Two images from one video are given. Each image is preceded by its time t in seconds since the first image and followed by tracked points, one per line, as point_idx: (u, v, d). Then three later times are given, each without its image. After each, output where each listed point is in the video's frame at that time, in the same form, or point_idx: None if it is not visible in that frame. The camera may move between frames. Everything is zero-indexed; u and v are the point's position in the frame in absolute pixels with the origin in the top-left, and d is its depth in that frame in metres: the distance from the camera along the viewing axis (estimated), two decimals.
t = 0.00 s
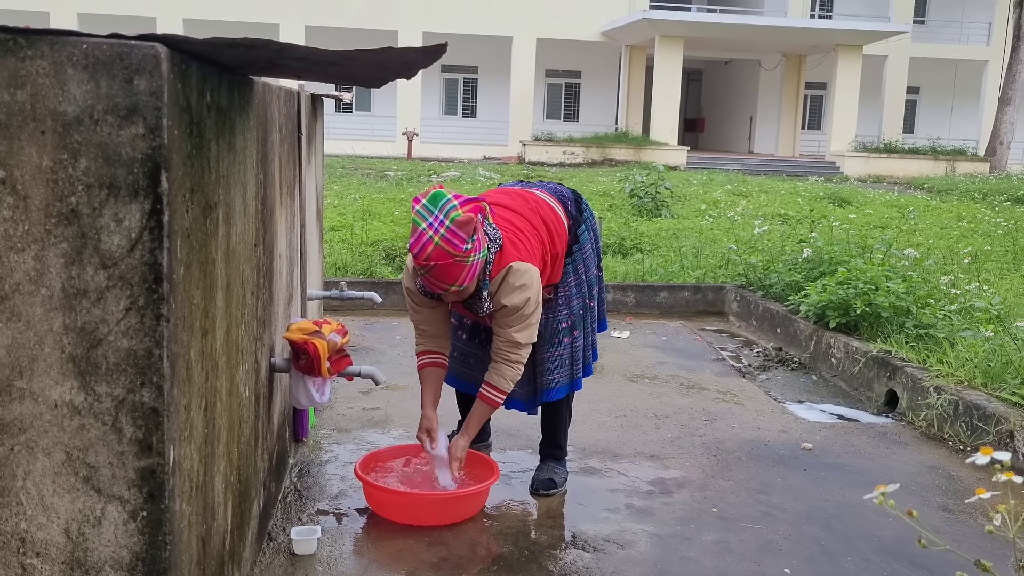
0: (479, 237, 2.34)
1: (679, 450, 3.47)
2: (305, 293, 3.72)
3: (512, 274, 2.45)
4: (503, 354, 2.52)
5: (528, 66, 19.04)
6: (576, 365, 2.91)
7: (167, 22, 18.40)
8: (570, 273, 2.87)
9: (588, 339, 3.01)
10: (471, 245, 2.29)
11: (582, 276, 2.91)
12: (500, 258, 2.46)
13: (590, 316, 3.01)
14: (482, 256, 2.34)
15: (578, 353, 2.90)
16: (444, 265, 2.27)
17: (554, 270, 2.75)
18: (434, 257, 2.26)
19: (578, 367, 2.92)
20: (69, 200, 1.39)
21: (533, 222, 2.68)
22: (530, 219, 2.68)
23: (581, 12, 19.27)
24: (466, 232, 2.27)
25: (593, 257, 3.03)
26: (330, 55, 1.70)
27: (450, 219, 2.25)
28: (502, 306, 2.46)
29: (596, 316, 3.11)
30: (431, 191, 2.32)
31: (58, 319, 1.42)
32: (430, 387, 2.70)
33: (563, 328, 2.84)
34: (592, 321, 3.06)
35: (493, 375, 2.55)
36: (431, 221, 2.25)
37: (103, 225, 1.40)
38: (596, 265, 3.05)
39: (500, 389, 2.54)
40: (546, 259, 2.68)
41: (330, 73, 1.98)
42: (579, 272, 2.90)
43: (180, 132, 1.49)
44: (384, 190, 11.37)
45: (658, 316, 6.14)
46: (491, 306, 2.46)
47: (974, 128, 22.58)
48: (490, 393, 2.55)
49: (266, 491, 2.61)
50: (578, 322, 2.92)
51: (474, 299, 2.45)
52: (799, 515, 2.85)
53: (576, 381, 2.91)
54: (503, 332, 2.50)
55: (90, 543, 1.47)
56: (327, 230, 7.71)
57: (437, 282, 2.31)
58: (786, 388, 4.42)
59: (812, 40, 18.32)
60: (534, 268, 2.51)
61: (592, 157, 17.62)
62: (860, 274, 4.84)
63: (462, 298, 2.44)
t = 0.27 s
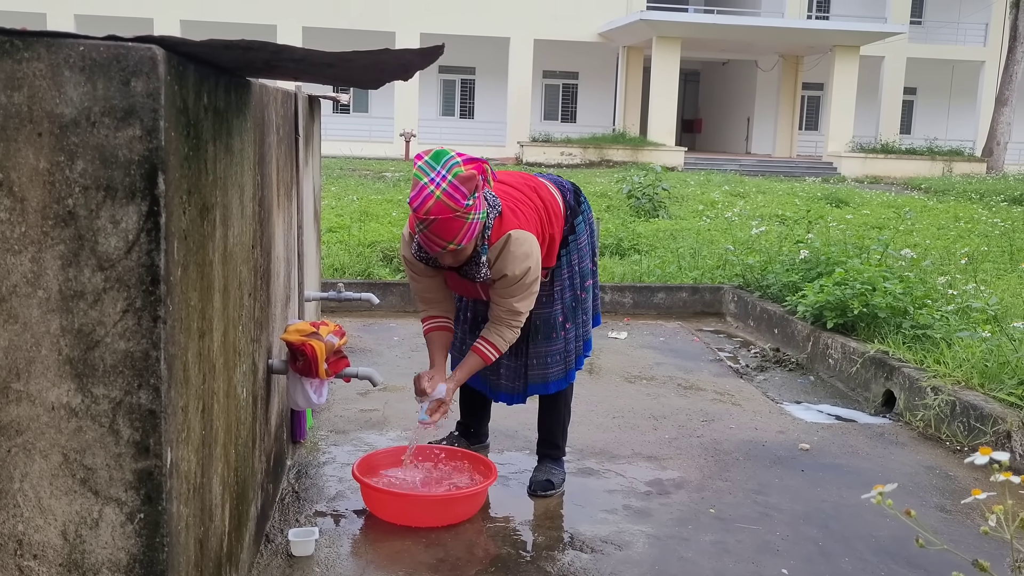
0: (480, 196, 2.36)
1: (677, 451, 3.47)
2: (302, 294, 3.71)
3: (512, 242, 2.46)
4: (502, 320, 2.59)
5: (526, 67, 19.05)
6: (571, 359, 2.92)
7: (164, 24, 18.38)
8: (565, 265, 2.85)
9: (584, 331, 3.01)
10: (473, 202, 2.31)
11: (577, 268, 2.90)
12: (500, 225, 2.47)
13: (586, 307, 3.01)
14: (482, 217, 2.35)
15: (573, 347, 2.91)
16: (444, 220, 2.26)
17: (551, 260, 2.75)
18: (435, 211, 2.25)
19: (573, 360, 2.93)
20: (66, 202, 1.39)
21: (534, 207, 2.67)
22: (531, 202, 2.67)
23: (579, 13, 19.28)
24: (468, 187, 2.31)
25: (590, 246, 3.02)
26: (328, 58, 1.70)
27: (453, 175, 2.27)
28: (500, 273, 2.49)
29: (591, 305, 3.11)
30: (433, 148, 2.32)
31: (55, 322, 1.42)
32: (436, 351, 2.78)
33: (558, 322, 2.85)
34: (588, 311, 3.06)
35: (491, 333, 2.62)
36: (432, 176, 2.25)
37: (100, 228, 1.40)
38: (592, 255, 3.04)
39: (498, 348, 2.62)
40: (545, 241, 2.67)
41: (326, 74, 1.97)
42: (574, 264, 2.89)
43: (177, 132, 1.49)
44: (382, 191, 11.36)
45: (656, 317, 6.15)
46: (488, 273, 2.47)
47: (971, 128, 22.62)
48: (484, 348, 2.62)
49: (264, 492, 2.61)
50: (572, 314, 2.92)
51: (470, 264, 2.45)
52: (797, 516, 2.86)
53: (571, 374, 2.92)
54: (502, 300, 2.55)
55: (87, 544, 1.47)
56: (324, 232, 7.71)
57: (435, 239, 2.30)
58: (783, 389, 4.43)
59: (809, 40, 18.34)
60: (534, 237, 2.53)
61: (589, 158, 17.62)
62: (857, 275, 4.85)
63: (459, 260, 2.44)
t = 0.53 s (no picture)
0: (490, 186, 2.38)
1: (677, 452, 3.47)
2: (302, 294, 3.70)
3: (518, 233, 2.47)
4: (501, 312, 2.58)
5: (525, 68, 19.06)
6: (571, 357, 2.93)
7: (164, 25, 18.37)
8: (565, 263, 2.85)
9: (583, 329, 3.02)
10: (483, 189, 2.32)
11: (577, 266, 2.89)
12: (506, 217, 2.48)
13: (586, 304, 3.01)
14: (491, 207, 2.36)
15: (573, 345, 2.92)
16: (454, 208, 2.26)
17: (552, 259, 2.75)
18: (446, 198, 2.25)
19: (574, 358, 2.94)
20: (66, 204, 1.39)
21: (540, 202, 2.67)
22: (536, 198, 2.68)
23: (578, 14, 19.29)
24: (480, 176, 2.31)
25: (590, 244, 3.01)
26: (328, 59, 1.70)
27: (464, 163, 2.29)
28: (505, 264, 2.48)
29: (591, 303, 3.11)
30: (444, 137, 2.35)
31: (56, 323, 1.42)
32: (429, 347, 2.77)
33: (559, 320, 2.85)
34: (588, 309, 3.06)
35: (488, 327, 2.61)
36: (444, 164, 2.28)
37: (100, 229, 1.40)
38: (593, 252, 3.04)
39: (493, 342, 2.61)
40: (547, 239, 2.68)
41: (326, 75, 1.97)
42: (574, 262, 2.88)
43: (177, 134, 1.49)
44: (381, 191, 11.36)
45: (655, 317, 6.15)
46: (493, 264, 2.46)
47: (971, 128, 22.64)
48: (480, 343, 2.61)
49: (263, 494, 2.61)
50: (572, 312, 2.93)
51: (476, 255, 2.45)
52: (796, 516, 2.86)
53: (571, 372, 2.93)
54: (502, 291, 2.54)
55: (87, 546, 1.47)
56: (324, 232, 7.71)
57: (442, 228, 2.29)
58: (783, 389, 4.43)
59: (809, 41, 18.34)
60: (539, 230, 2.54)
61: (588, 158, 17.63)
62: (857, 275, 4.85)
63: (464, 250, 2.43)
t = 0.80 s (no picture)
0: (503, 185, 2.41)
1: (676, 452, 3.47)
2: (301, 295, 3.70)
3: (528, 230, 2.49)
4: (509, 307, 2.60)
5: (524, 68, 19.06)
6: (571, 355, 2.93)
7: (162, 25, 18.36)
8: (564, 262, 2.85)
9: (581, 327, 3.02)
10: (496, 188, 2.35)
11: (576, 265, 2.90)
12: (516, 213, 2.50)
13: (584, 303, 3.01)
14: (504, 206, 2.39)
15: (572, 343, 2.93)
16: (470, 207, 2.28)
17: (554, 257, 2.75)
18: (463, 197, 2.28)
19: (573, 356, 2.94)
20: (65, 205, 1.39)
21: (544, 200, 2.68)
22: (540, 196, 2.68)
23: (577, 14, 19.29)
24: (493, 174, 2.34)
25: (589, 244, 3.02)
26: (326, 59, 1.70)
27: (479, 161, 2.32)
28: (515, 262, 2.50)
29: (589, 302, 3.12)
30: (457, 135, 2.38)
31: (54, 324, 1.42)
32: (421, 342, 2.74)
33: (558, 319, 2.85)
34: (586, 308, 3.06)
35: (495, 318, 2.63)
36: (459, 162, 2.31)
37: (99, 230, 1.40)
38: (592, 252, 3.04)
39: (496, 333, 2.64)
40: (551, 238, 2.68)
41: (325, 76, 1.97)
42: (573, 261, 2.89)
43: (175, 134, 1.49)
44: (380, 192, 11.36)
45: (654, 317, 6.15)
46: (504, 261, 2.48)
47: (969, 128, 22.66)
48: (486, 334, 2.63)
49: (262, 495, 2.60)
50: (571, 310, 2.93)
51: (487, 251, 2.47)
52: (795, 516, 2.86)
53: (570, 371, 2.93)
54: (510, 287, 2.55)
55: (86, 547, 1.47)
56: (322, 233, 7.71)
57: (458, 227, 2.32)
58: (782, 389, 4.43)
59: (808, 41, 18.35)
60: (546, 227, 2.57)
61: (587, 158, 17.64)
62: (856, 275, 4.85)
63: (476, 247, 2.45)
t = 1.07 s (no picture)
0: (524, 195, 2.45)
1: (676, 452, 3.47)
2: (301, 296, 3.70)
3: (539, 235, 2.52)
4: (510, 307, 2.62)
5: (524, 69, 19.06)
6: (569, 356, 2.93)
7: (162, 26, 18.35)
8: (563, 264, 2.85)
9: (580, 328, 3.02)
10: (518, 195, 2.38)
11: (575, 267, 2.90)
12: (529, 218, 2.52)
13: (582, 304, 3.01)
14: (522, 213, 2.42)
15: (571, 344, 2.93)
16: (496, 215, 2.32)
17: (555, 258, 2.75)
18: (489, 206, 2.31)
19: (571, 357, 2.94)
20: (65, 205, 1.39)
21: (548, 202, 2.69)
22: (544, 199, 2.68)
23: (576, 15, 19.31)
24: (514, 181, 2.37)
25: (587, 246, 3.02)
26: (325, 60, 1.70)
27: (504, 170, 2.35)
28: (525, 266, 2.53)
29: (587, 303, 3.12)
30: (479, 141, 2.41)
31: (54, 325, 1.42)
32: (424, 340, 2.76)
33: (558, 319, 2.85)
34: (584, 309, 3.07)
35: (495, 317, 2.65)
36: (483, 169, 2.34)
37: (98, 230, 1.40)
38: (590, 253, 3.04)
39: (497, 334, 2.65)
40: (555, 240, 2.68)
41: (324, 77, 1.98)
42: (573, 262, 2.89)
43: (175, 135, 1.49)
44: (379, 193, 11.37)
45: (654, 317, 6.16)
46: (515, 265, 2.51)
47: (969, 128, 22.68)
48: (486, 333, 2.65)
49: (262, 495, 2.60)
50: (570, 311, 2.94)
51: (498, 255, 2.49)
52: (795, 516, 2.86)
53: (569, 371, 2.94)
54: (515, 288, 2.57)
55: (86, 547, 1.47)
56: (322, 233, 7.71)
57: (480, 235, 2.34)
58: (782, 389, 4.43)
59: (807, 41, 18.36)
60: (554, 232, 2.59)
61: (587, 159, 17.66)
62: (855, 275, 4.85)
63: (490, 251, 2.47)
